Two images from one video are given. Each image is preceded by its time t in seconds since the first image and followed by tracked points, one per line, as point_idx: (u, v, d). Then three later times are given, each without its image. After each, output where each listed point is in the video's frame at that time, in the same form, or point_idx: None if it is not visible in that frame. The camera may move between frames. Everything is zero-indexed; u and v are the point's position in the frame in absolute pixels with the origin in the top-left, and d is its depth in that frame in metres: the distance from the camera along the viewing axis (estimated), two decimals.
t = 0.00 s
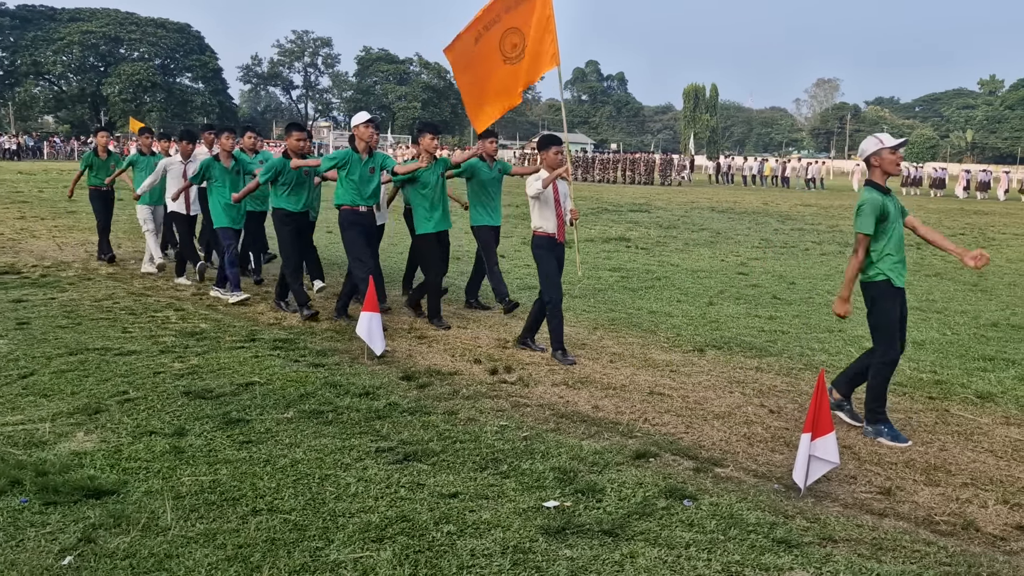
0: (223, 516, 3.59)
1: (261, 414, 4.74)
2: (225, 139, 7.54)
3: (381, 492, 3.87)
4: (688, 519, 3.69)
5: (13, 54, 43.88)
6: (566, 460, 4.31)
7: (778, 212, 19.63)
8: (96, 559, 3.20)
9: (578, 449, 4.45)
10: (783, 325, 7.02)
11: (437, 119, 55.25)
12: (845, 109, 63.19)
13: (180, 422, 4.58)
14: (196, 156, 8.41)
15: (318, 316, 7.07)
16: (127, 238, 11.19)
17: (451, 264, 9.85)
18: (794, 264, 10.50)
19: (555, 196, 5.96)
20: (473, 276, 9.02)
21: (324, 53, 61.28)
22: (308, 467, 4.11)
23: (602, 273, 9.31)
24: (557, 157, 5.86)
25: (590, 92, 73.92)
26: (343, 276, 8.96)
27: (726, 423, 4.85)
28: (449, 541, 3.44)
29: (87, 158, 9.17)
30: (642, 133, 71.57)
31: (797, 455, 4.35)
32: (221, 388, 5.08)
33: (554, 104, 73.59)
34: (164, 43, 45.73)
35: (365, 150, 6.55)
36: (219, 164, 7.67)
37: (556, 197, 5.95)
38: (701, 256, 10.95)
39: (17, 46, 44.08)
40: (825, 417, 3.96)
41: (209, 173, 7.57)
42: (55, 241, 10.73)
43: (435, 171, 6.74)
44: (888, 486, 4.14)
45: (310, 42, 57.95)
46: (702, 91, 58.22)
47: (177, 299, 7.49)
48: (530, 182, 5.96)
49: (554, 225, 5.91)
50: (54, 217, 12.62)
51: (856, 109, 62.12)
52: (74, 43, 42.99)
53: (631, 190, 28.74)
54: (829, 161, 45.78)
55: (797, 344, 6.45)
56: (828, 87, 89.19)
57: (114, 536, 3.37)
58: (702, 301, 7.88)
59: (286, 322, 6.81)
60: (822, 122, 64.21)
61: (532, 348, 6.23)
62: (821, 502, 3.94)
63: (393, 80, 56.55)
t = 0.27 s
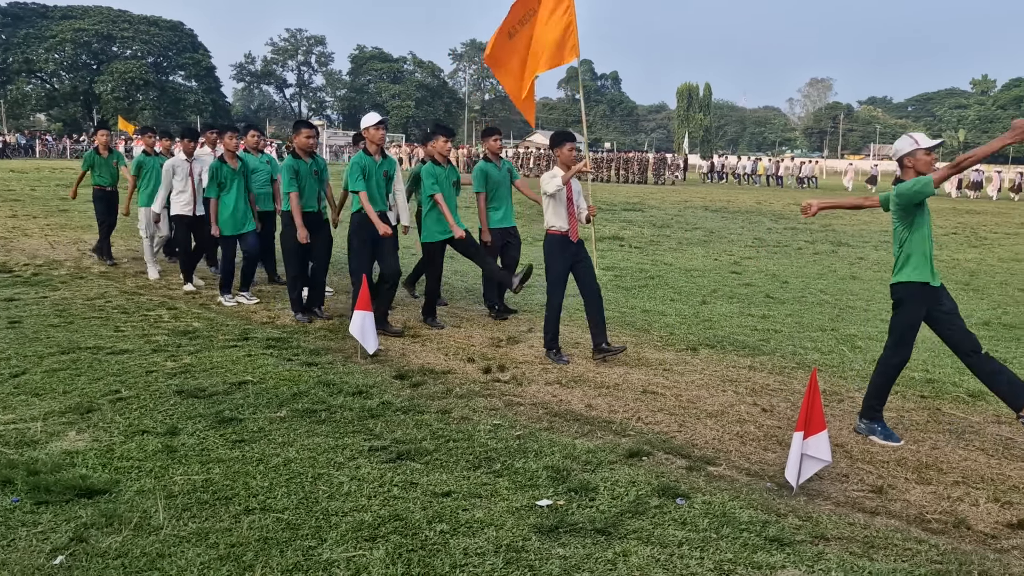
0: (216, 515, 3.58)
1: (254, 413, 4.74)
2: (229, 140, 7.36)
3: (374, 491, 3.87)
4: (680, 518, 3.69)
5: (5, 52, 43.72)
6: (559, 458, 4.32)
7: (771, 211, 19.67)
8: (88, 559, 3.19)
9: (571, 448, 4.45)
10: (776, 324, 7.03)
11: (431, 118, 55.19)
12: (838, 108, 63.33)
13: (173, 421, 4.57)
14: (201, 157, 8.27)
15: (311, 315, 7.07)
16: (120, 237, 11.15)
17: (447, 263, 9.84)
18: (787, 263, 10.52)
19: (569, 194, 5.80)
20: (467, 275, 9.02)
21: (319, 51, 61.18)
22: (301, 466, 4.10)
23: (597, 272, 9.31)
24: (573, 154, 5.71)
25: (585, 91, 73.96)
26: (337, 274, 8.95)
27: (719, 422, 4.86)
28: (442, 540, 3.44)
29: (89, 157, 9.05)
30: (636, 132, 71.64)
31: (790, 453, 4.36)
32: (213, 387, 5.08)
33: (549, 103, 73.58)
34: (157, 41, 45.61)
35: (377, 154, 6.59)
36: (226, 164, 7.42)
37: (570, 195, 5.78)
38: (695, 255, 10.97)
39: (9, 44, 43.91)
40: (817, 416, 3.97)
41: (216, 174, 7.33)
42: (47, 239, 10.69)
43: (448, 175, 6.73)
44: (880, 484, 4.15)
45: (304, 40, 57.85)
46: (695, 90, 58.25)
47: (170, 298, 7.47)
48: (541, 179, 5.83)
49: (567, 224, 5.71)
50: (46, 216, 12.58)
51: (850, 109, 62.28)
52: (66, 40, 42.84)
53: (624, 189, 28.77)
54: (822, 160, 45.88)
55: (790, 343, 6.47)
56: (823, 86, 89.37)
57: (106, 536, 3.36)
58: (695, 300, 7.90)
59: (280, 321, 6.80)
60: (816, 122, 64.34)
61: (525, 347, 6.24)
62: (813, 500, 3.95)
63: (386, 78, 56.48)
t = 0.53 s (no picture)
0: (208, 514, 3.57)
1: (247, 412, 4.73)
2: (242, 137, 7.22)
3: (366, 489, 3.87)
4: (673, 515, 3.70)
5: None
6: (552, 456, 4.32)
7: (764, 210, 19.72)
8: (79, 557, 3.18)
9: (564, 446, 4.46)
10: (768, 323, 7.05)
11: (426, 117, 55.19)
12: (831, 108, 63.48)
13: (164, 419, 4.56)
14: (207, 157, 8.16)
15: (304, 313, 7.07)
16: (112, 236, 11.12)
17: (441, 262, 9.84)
18: (780, 262, 10.54)
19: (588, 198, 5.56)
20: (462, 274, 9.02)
21: (313, 50, 61.08)
22: (293, 464, 4.10)
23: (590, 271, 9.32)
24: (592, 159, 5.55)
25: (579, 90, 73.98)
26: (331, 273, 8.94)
27: (711, 420, 4.88)
28: (435, 538, 3.44)
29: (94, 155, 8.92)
30: (630, 131, 71.73)
31: (782, 451, 4.37)
32: (205, 386, 5.07)
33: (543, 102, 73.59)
34: (150, 39, 45.47)
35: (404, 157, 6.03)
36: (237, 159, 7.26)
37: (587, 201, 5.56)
38: (688, 254, 10.99)
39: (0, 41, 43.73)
40: (808, 413, 3.99)
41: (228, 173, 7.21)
42: (38, 238, 10.65)
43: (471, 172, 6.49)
44: (871, 482, 4.17)
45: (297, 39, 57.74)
46: (689, 89, 58.32)
47: (162, 296, 7.46)
48: (560, 182, 5.60)
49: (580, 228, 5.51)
50: (37, 215, 12.54)
51: (843, 109, 62.47)
52: (58, 38, 42.69)
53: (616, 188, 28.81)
54: (814, 160, 46.01)
55: (782, 341, 6.49)
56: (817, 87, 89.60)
57: (98, 534, 3.36)
58: (688, 299, 7.91)
59: (273, 319, 6.80)
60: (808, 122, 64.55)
61: (518, 346, 6.25)
62: (805, 498, 3.96)
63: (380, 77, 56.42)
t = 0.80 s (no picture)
0: (200, 513, 3.57)
1: (239, 410, 4.73)
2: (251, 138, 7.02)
3: (359, 488, 3.87)
4: (665, 514, 3.71)
5: None
6: (544, 455, 4.32)
7: (757, 208, 19.77)
8: (70, 556, 3.17)
9: (557, 445, 4.46)
10: (761, 321, 7.06)
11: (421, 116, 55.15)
12: (824, 107, 63.63)
13: (156, 418, 4.55)
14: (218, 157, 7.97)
15: (297, 312, 7.06)
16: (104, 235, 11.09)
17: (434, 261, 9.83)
18: (773, 261, 10.57)
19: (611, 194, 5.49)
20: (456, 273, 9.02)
21: (307, 48, 60.96)
22: (286, 463, 4.09)
23: (584, 270, 9.33)
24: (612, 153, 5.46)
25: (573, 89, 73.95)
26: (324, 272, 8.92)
27: (704, 419, 4.89)
28: (427, 536, 3.44)
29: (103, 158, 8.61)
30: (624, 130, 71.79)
31: (773, 450, 4.38)
32: (198, 384, 5.06)
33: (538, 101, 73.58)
34: (142, 37, 45.30)
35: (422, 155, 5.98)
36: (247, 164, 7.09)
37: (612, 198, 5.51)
38: (681, 253, 11.00)
39: None
40: (800, 412, 4.00)
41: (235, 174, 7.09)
42: (29, 236, 10.60)
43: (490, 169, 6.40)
44: (863, 480, 4.18)
45: (291, 37, 57.59)
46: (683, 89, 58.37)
47: (154, 295, 7.44)
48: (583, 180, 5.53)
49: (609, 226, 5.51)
50: (28, 214, 12.49)
51: (836, 108, 62.63)
52: (50, 36, 42.50)
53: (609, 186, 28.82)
54: (807, 159, 46.11)
55: (774, 340, 6.51)
56: (810, 86, 89.77)
57: (90, 534, 3.35)
58: (681, 297, 7.93)
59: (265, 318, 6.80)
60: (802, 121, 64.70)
61: (512, 344, 6.25)
62: (797, 496, 3.97)
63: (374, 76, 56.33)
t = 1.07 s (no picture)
0: (192, 511, 3.56)
1: (232, 409, 4.72)
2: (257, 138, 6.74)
3: (351, 486, 3.86)
4: (658, 512, 3.71)
5: None
6: (537, 453, 4.33)
7: (749, 207, 19.82)
8: (61, 555, 3.16)
9: (549, 443, 4.46)
10: (754, 320, 7.08)
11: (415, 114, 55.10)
12: (817, 106, 63.79)
13: (148, 417, 4.54)
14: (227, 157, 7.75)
15: (290, 310, 7.05)
16: (96, 233, 11.05)
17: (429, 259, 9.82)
18: (765, 259, 10.60)
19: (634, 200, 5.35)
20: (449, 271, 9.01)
21: (301, 46, 60.81)
22: (278, 462, 4.09)
23: (577, 268, 9.34)
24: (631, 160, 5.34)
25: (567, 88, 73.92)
26: (318, 270, 8.91)
27: (696, 417, 4.90)
28: (420, 535, 3.44)
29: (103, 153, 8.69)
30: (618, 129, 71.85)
31: (766, 448, 4.39)
32: (190, 383, 5.05)
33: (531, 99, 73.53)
34: (134, 34, 45.09)
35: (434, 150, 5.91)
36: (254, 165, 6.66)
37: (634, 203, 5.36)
38: (674, 251, 11.02)
39: None
40: (792, 411, 4.01)
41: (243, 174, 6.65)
42: (20, 234, 10.56)
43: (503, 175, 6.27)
44: (854, 478, 4.20)
45: (284, 35, 57.43)
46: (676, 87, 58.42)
47: (146, 293, 7.41)
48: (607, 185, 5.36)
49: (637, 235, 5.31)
50: (19, 212, 12.43)
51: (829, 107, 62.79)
52: (41, 33, 42.27)
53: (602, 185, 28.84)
54: (800, 158, 46.22)
55: (767, 339, 6.52)
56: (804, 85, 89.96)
57: (81, 532, 3.34)
58: (674, 296, 7.94)
59: (257, 315, 6.79)
60: (795, 120, 64.85)
61: (505, 343, 6.25)
62: (789, 494, 3.98)
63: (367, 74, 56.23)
